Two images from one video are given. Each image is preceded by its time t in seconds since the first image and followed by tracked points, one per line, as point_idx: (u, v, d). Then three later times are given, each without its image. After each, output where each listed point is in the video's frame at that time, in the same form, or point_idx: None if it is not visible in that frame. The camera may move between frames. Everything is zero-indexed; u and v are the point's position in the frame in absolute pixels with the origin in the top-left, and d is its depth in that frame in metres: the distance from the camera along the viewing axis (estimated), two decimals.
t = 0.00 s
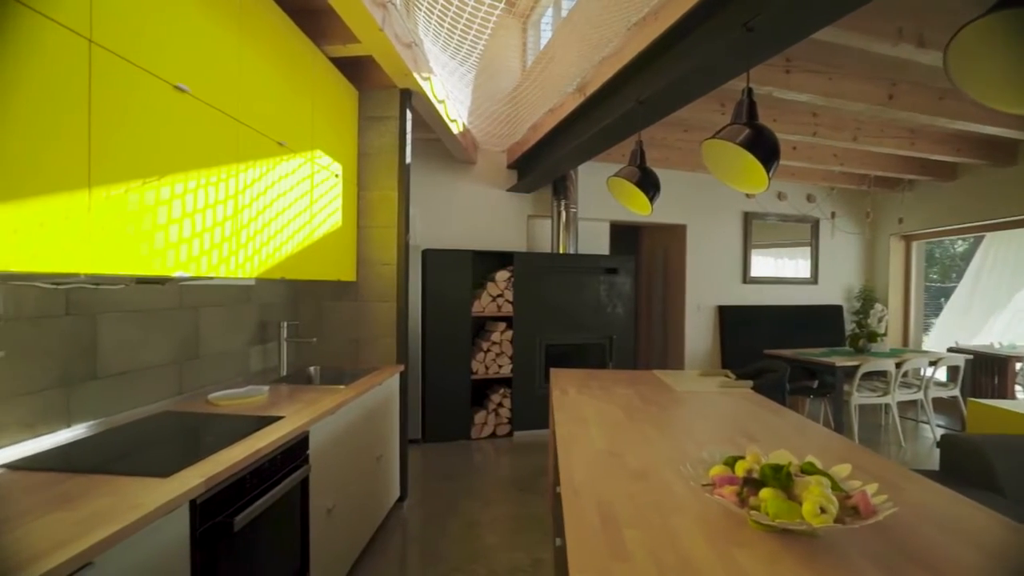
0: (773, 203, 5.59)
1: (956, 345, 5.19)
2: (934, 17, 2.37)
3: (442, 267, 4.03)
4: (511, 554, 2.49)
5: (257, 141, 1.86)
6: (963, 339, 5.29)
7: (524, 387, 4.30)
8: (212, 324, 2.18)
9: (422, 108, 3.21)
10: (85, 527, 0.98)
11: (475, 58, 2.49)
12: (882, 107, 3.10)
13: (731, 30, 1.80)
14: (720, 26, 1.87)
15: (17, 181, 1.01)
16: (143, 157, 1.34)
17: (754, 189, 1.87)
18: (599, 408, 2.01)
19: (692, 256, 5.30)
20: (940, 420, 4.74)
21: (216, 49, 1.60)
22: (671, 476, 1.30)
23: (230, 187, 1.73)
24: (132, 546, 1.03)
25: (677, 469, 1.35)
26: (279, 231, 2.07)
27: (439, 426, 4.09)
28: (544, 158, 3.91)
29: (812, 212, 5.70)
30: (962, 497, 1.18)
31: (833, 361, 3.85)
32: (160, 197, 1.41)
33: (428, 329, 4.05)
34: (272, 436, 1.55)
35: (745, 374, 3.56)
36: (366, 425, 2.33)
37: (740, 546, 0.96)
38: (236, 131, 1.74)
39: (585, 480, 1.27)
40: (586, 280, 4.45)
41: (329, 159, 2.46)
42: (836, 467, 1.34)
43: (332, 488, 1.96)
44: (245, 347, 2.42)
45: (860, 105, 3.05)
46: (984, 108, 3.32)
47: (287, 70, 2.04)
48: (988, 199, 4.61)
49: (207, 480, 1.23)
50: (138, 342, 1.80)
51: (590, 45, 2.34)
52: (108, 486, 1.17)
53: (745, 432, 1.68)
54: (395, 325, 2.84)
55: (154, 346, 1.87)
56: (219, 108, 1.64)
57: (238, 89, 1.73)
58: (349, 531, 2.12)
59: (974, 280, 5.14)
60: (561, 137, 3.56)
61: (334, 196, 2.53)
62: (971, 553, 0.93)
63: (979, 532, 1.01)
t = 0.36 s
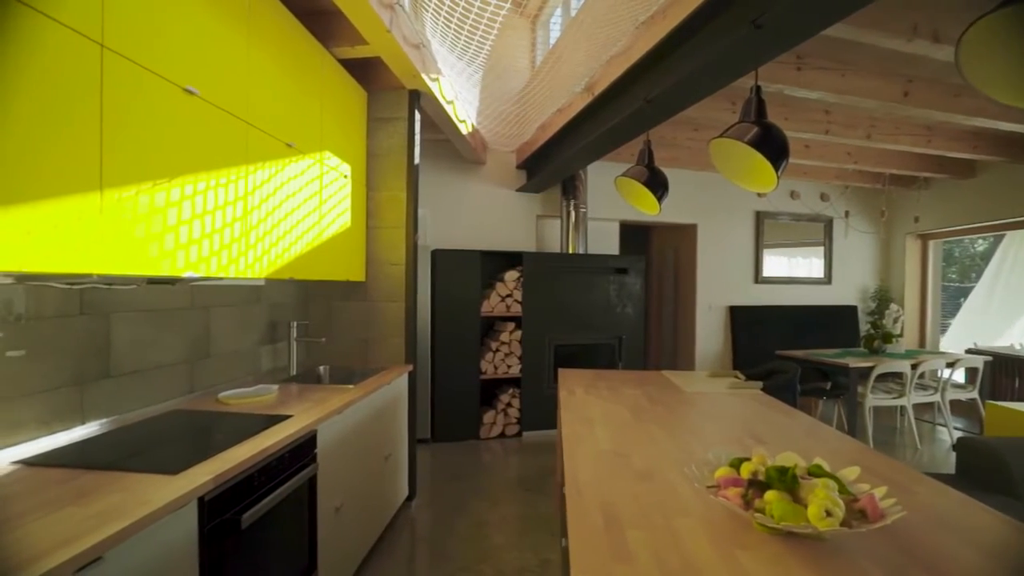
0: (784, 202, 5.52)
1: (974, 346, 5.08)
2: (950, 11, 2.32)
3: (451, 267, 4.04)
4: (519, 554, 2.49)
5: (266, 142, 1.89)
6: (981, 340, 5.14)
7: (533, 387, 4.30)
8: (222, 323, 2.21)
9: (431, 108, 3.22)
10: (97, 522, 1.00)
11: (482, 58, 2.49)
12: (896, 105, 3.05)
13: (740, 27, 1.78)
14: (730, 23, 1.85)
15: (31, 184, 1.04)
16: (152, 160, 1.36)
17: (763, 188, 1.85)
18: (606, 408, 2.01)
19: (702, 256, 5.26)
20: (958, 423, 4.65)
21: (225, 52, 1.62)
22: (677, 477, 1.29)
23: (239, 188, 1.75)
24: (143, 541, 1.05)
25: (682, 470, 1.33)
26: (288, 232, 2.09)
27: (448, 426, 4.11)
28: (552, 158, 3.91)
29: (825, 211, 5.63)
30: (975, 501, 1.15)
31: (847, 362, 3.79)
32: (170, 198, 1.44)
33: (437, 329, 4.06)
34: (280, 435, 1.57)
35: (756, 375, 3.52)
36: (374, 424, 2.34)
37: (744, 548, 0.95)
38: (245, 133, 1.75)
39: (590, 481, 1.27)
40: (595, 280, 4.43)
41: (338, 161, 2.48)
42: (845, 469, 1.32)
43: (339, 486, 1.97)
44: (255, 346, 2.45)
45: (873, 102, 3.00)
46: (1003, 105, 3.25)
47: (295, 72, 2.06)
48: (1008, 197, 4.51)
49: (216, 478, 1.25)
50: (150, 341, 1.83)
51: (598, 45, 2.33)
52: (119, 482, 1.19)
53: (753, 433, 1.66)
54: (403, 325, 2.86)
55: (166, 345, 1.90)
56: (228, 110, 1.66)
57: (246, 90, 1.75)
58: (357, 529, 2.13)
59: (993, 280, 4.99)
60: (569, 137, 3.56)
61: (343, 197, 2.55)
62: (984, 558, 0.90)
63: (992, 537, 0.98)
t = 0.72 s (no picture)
0: (799, 201, 5.44)
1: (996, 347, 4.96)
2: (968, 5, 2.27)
3: (461, 267, 4.06)
4: (528, 554, 2.49)
5: (277, 144, 1.91)
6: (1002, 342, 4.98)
7: (543, 387, 4.29)
8: (235, 323, 2.25)
9: (440, 109, 3.23)
10: (110, 517, 1.02)
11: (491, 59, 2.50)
12: (914, 101, 2.99)
13: (750, 24, 1.76)
14: (740, 20, 1.83)
15: (48, 186, 1.06)
16: (165, 163, 1.38)
17: (774, 187, 1.83)
18: (614, 409, 2.00)
19: (715, 256, 5.20)
20: (979, 426, 4.54)
21: (236, 56, 1.65)
22: (684, 479, 1.28)
23: (250, 189, 1.77)
24: (156, 535, 1.08)
25: (689, 472, 1.32)
26: (299, 232, 2.12)
27: (458, 425, 4.12)
28: (563, 158, 3.90)
29: (841, 210, 5.54)
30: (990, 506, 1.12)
31: (863, 364, 3.72)
32: (182, 200, 1.46)
33: (448, 329, 4.08)
34: (289, 434, 1.59)
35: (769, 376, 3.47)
36: (384, 423, 2.36)
37: (750, 551, 0.94)
38: (256, 135, 1.78)
39: (595, 482, 1.26)
40: (606, 280, 4.41)
41: (348, 162, 2.51)
42: (856, 471, 1.29)
43: (349, 484, 1.99)
44: (267, 345, 2.48)
45: (890, 98, 2.95)
46: None
47: (306, 74, 2.08)
48: None
49: (225, 475, 1.27)
50: (164, 341, 1.86)
51: (607, 44, 2.32)
52: (133, 478, 1.22)
53: (763, 435, 1.64)
54: (413, 325, 2.87)
55: (180, 345, 1.94)
56: (239, 113, 1.69)
57: (257, 93, 1.77)
58: (366, 527, 2.15)
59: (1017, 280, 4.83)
60: (579, 137, 3.55)
61: (353, 198, 2.58)
62: (997, 564, 0.88)
63: (1008, 543, 0.96)
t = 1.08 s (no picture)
0: (813, 200, 5.36)
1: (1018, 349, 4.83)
2: None
3: (471, 268, 4.07)
4: (536, 554, 2.49)
5: (287, 146, 1.93)
6: None
7: (553, 388, 4.29)
8: (246, 323, 2.28)
9: (450, 110, 3.25)
10: (121, 512, 1.04)
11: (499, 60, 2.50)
12: (931, 96, 2.93)
13: (759, 22, 1.74)
14: (749, 18, 1.80)
15: (62, 189, 1.09)
16: (177, 165, 1.41)
17: (784, 185, 1.81)
18: (622, 409, 1.99)
19: (727, 255, 5.15)
20: (1001, 429, 4.43)
21: (247, 59, 1.67)
22: (690, 480, 1.27)
23: (260, 190, 1.80)
24: (167, 530, 1.10)
25: (695, 473, 1.31)
26: (309, 233, 2.14)
27: (468, 425, 4.13)
28: (572, 157, 3.89)
29: (857, 209, 5.44)
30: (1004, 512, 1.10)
31: (879, 365, 3.65)
32: (194, 202, 1.49)
33: (458, 329, 4.09)
34: (297, 433, 1.60)
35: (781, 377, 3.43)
36: (393, 422, 2.37)
37: (753, 554, 0.93)
38: (266, 137, 1.80)
39: (600, 482, 1.26)
40: (616, 280, 4.39)
41: (358, 163, 2.53)
42: (866, 474, 1.27)
43: (358, 483, 2.01)
44: (278, 344, 2.51)
45: (906, 94, 2.89)
46: None
47: (316, 76, 2.10)
48: None
49: (234, 473, 1.29)
50: (177, 340, 1.89)
51: (615, 43, 2.31)
52: (144, 475, 1.24)
53: (771, 437, 1.62)
54: (422, 324, 2.89)
55: (193, 344, 1.97)
56: (249, 115, 1.71)
57: (267, 95, 1.79)
58: (375, 526, 2.17)
59: None
60: (589, 137, 3.54)
61: (363, 198, 2.60)
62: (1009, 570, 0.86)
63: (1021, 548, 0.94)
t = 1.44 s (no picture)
0: (826, 199, 5.29)
1: None
2: None
3: (479, 268, 4.07)
4: (543, 555, 2.49)
5: (295, 147, 1.95)
6: None
7: (562, 388, 4.28)
8: (255, 322, 2.30)
9: (457, 111, 3.26)
10: (130, 507, 1.06)
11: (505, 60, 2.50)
12: (945, 93, 2.88)
13: (767, 19, 1.72)
14: (757, 15, 1.78)
15: (73, 192, 1.11)
16: (185, 167, 1.43)
17: (792, 184, 1.79)
18: (628, 410, 1.98)
19: (737, 255, 5.10)
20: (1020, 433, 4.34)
21: (255, 61, 1.69)
22: (694, 482, 1.26)
23: (268, 191, 1.82)
24: (175, 526, 1.12)
25: (699, 474, 1.31)
26: (316, 233, 2.15)
27: (476, 425, 4.13)
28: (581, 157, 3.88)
29: (870, 208, 5.37)
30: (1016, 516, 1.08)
31: (892, 367, 3.59)
32: (203, 203, 1.51)
33: (466, 329, 4.10)
34: (304, 432, 1.62)
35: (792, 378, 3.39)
36: (400, 422, 2.38)
37: (757, 557, 0.92)
38: (273, 138, 1.82)
39: (603, 483, 1.25)
40: (625, 279, 4.37)
41: (366, 164, 2.54)
42: (875, 477, 1.25)
43: (364, 482, 2.02)
44: (286, 344, 2.53)
45: (919, 91, 2.85)
46: None
47: (323, 77, 2.12)
48: None
49: (241, 471, 1.30)
50: (187, 339, 1.92)
51: (622, 42, 2.30)
52: (154, 471, 1.26)
53: (779, 439, 1.60)
54: (429, 324, 2.90)
55: (203, 343, 1.99)
56: (257, 117, 1.72)
57: (275, 97, 1.81)
58: (382, 524, 2.18)
59: None
60: (597, 137, 3.52)
61: (371, 199, 2.61)
62: None
63: None
